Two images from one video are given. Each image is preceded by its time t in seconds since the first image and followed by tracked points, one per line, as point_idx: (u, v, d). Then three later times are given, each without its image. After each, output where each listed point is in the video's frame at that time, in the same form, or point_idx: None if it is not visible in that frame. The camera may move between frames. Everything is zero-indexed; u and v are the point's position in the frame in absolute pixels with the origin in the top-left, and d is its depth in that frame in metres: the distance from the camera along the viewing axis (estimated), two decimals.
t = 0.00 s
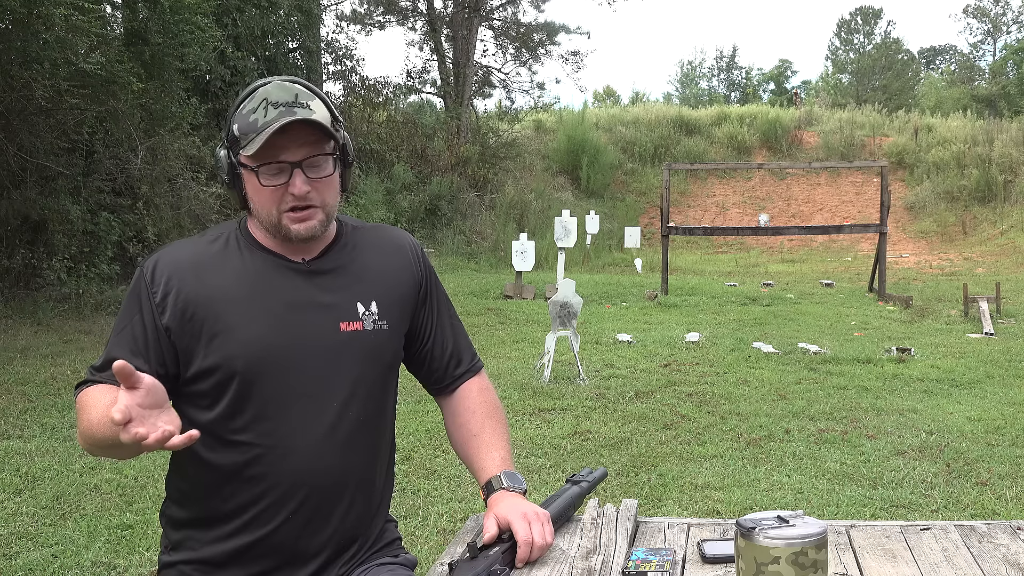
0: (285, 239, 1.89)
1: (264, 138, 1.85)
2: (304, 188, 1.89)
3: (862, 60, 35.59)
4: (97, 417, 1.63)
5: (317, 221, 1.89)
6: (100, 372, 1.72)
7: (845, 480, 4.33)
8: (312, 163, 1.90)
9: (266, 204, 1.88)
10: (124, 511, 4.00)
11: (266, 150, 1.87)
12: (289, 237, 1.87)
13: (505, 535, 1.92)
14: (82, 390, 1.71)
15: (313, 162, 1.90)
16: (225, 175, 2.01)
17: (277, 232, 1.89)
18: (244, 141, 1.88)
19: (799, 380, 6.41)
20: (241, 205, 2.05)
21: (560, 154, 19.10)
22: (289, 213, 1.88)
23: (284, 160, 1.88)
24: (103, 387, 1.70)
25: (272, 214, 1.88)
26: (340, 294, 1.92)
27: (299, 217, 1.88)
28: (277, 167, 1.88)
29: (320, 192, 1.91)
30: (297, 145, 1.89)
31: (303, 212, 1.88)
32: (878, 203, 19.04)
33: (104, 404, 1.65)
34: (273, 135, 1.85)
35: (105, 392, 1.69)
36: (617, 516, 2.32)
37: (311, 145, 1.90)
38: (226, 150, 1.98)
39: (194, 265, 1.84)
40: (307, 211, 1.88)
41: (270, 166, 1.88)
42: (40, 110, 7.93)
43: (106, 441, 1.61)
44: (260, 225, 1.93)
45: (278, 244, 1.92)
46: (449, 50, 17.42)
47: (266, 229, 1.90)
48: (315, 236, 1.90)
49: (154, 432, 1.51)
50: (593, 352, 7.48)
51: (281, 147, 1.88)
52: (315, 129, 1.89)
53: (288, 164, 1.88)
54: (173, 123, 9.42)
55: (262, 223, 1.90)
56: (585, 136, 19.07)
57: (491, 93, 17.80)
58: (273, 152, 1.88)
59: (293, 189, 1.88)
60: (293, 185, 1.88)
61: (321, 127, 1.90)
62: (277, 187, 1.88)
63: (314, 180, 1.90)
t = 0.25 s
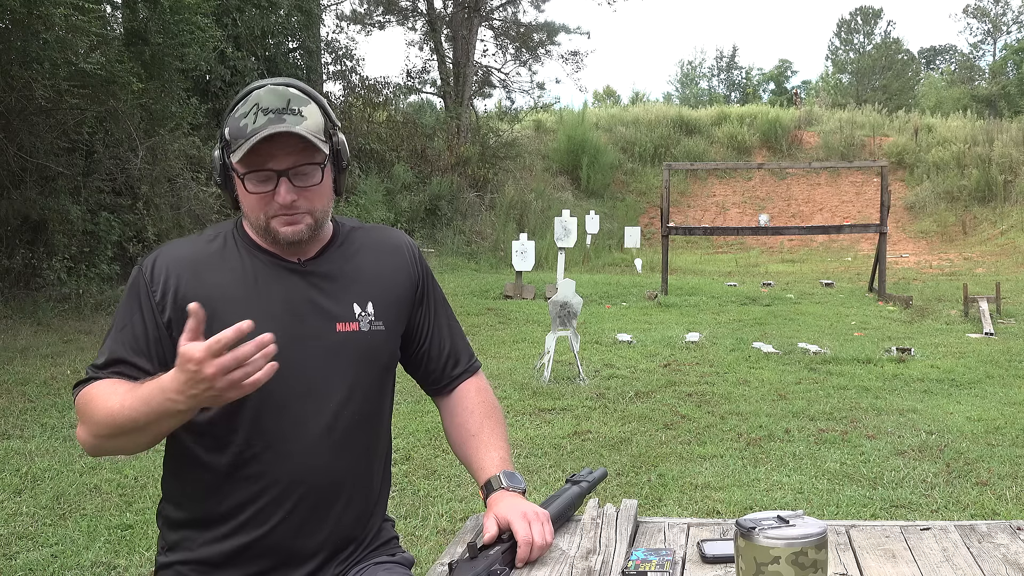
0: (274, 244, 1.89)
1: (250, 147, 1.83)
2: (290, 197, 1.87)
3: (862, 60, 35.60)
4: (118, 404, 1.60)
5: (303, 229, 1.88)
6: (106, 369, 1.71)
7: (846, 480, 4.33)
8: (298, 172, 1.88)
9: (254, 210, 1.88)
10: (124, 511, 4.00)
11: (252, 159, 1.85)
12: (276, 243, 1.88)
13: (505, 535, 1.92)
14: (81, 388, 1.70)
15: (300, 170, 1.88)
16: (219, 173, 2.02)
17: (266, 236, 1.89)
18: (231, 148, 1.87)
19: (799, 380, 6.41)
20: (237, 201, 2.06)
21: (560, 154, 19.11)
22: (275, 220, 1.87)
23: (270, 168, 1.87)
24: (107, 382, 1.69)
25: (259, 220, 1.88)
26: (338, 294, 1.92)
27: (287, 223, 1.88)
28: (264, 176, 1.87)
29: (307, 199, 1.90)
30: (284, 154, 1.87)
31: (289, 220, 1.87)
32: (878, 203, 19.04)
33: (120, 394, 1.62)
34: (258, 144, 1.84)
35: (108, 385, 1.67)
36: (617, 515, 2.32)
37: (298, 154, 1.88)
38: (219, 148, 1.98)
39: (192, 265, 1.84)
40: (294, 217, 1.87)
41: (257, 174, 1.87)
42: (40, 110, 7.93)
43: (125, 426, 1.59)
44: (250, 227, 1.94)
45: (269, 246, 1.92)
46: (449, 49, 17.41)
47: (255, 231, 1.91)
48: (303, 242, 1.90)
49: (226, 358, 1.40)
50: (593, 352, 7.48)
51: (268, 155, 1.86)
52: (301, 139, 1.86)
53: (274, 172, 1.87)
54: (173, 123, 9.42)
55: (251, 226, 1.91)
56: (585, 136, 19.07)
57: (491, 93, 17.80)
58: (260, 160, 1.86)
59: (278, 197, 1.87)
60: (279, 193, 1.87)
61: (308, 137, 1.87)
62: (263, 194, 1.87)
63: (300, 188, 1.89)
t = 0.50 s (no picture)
0: (277, 243, 1.88)
1: (254, 145, 1.82)
2: (294, 194, 1.87)
3: (862, 60, 35.61)
4: (128, 406, 1.61)
5: (307, 226, 1.88)
6: (106, 370, 1.71)
7: (846, 480, 4.33)
8: (302, 169, 1.87)
9: (257, 210, 1.86)
10: (124, 511, 4.00)
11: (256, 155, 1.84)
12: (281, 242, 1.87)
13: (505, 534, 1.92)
14: (79, 390, 1.70)
15: (303, 167, 1.88)
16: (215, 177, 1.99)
17: (269, 235, 1.88)
18: (234, 146, 1.84)
19: (799, 380, 6.41)
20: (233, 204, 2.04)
21: (560, 154, 19.11)
22: (279, 219, 1.86)
23: (274, 166, 1.85)
24: (108, 384, 1.69)
25: (263, 220, 1.86)
26: (335, 294, 1.92)
27: (290, 222, 1.87)
28: (267, 174, 1.85)
29: (310, 197, 1.89)
30: (288, 151, 1.86)
31: (294, 219, 1.86)
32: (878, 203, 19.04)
33: (129, 396, 1.63)
34: (263, 140, 1.82)
35: (113, 386, 1.67)
36: (616, 515, 2.32)
37: (302, 151, 1.87)
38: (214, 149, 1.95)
39: (189, 267, 1.84)
40: (298, 216, 1.87)
41: (260, 173, 1.85)
42: (40, 110, 7.93)
43: (133, 428, 1.61)
44: (251, 228, 1.92)
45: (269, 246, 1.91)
46: (449, 49, 17.40)
47: (257, 231, 1.89)
48: (306, 240, 1.89)
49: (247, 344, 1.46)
50: (593, 352, 7.48)
51: (271, 153, 1.85)
52: (305, 135, 1.86)
53: (278, 171, 1.86)
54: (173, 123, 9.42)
55: (252, 227, 1.88)
56: (585, 136, 19.07)
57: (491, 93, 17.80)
58: (263, 158, 1.85)
59: (283, 195, 1.86)
60: (283, 191, 1.86)
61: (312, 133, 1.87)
62: (267, 193, 1.86)
63: (304, 186, 1.88)
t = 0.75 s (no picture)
0: (287, 248, 1.87)
1: (287, 145, 1.82)
2: (316, 201, 1.87)
3: (862, 60, 35.61)
4: (111, 410, 1.60)
5: (320, 234, 1.89)
6: (99, 372, 1.71)
7: (846, 480, 4.32)
8: (327, 177, 1.88)
9: (275, 211, 1.85)
10: (124, 511, 4.00)
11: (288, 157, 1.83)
12: (293, 246, 1.86)
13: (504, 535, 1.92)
14: (72, 392, 1.70)
15: (327, 176, 1.89)
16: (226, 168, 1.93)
17: (280, 239, 1.87)
18: (266, 145, 1.83)
19: (799, 380, 6.41)
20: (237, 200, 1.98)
21: (560, 154, 19.10)
22: (296, 224, 1.86)
23: (301, 169, 1.85)
24: (98, 388, 1.69)
25: (279, 222, 1.85)
26: (330, 295, 1.93)
27: (305, 229, 1.87)
28: (293, 176, 1.85)
29: (328, 205, 1.90)
30: (319, 157, 1.86)
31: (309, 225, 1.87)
32: (878, 203, 19.04)
33: (112, 398, 1.63)
34: (298, 144, 1.82)
35: (102, 391, 1.67)
36: (616, 515, 2.32)
37: (328, 159, 1.88)
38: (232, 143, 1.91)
39: (184, 267, 1.84)
40: (314, 224, 1.87)
41: (288, 174, 1.85)
42: (39, 110, 7.93)
43: (110, 433, 1.59)
44: (259, 228, 1.90)
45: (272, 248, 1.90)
46: (449, 49, 17.40)
47: (266, 233, 1.88)
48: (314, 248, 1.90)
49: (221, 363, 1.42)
50: (593, 352, 7.48)
51: (301, 157, 1.85)
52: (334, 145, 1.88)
53: (305, 175, 1.86)
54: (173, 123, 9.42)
55: (265, 227, 1.86)
56: (585, 136, 19.07)
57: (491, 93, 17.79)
58: (292, 160, 1.84)
59: (304, 200, 1.86)
60: (305, 195, 1.86)
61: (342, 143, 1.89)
62: (289, 195, 1.85)
63: (326, 194, 1.89)
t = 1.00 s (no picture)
0: (275, 243, 1.88)
1: (271, 135, 1.84)
2: (302, 194, 1.87)
3: (862, 60, 35.62)
4: (95, 437, 1.64)
5: (308, 229, 1.88)
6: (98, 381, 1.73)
7: (846, 480, 4.33)
8: (314, 171, 1.88)
9: (262, 203, 1.87)
10: (124, 511, 4.00)
11: (271, 148, 1.85)
12: (280, 240, 1.86)
13: (503, 535, 1.92)
14: (73, 396, 1.72)
15: (315, 170, 1.89)
16: (227, 163, 2.00)
17: (269, 233, 1.88)
18: (251, 137, 1.86)
19: (799, 380, 6.41)
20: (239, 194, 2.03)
21: (560, 154, 19.10)
22: (283, 217, 1.86)
23: (287, 162, 1.87)
24: (96, 399, 1.71)
25: (266, 214, 1.87)
26: (332, 296, 1.93)
27: (293, 223, 1.87)
28: (279, 168, 1.87)
29: (316, 201, 1.89)
30: (303, 150, 1.87)
31: (296, 218, 1.86)
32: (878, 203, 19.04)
33: (104, 423, 1.65)
34: (281, 135, 1.84)
35: (98, 406, 1.70)
36: (616, 515, 2.32)
37: (317, 153, 1.89)
38: (233, 139, 1.97)
39: (185, 269, 1.84)
40: (301, 217, 1.87)
41: (274, 166, 1.86)
42: (39, 110, 7.93)
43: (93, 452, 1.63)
44: (253, 224, 1.92)
45: (267, 246, 1.91)
46: (449, 49, 17.39)
47: (258, 228, 1.89)
48: (305, 244, 1.89)
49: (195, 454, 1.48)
50: (593, 352, 7.48)
51: (288, 149, 1.86)
52: (322, 138, 1.88)
53: (291, 167, 1.87)
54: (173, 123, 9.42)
55: (254, 220, 1.89)
56: (585, 136, 19.07)
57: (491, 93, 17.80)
58: (279, 152, 1.86)
59: (290, 193, 1.86)
60: (291, 189, 1.87)
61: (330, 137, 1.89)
62: (275, 188, 1.86)
63: (313, 188, 1.88)
